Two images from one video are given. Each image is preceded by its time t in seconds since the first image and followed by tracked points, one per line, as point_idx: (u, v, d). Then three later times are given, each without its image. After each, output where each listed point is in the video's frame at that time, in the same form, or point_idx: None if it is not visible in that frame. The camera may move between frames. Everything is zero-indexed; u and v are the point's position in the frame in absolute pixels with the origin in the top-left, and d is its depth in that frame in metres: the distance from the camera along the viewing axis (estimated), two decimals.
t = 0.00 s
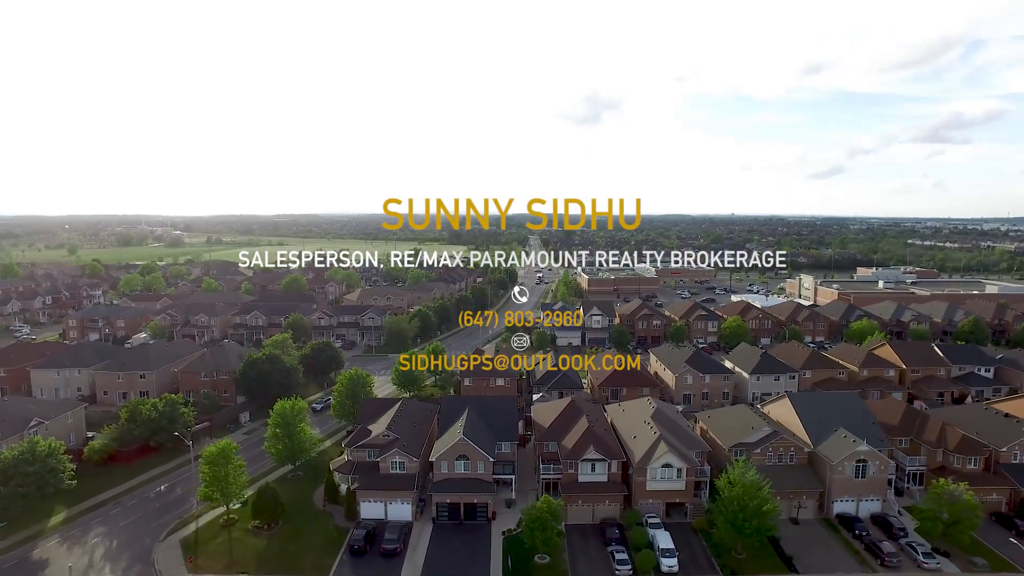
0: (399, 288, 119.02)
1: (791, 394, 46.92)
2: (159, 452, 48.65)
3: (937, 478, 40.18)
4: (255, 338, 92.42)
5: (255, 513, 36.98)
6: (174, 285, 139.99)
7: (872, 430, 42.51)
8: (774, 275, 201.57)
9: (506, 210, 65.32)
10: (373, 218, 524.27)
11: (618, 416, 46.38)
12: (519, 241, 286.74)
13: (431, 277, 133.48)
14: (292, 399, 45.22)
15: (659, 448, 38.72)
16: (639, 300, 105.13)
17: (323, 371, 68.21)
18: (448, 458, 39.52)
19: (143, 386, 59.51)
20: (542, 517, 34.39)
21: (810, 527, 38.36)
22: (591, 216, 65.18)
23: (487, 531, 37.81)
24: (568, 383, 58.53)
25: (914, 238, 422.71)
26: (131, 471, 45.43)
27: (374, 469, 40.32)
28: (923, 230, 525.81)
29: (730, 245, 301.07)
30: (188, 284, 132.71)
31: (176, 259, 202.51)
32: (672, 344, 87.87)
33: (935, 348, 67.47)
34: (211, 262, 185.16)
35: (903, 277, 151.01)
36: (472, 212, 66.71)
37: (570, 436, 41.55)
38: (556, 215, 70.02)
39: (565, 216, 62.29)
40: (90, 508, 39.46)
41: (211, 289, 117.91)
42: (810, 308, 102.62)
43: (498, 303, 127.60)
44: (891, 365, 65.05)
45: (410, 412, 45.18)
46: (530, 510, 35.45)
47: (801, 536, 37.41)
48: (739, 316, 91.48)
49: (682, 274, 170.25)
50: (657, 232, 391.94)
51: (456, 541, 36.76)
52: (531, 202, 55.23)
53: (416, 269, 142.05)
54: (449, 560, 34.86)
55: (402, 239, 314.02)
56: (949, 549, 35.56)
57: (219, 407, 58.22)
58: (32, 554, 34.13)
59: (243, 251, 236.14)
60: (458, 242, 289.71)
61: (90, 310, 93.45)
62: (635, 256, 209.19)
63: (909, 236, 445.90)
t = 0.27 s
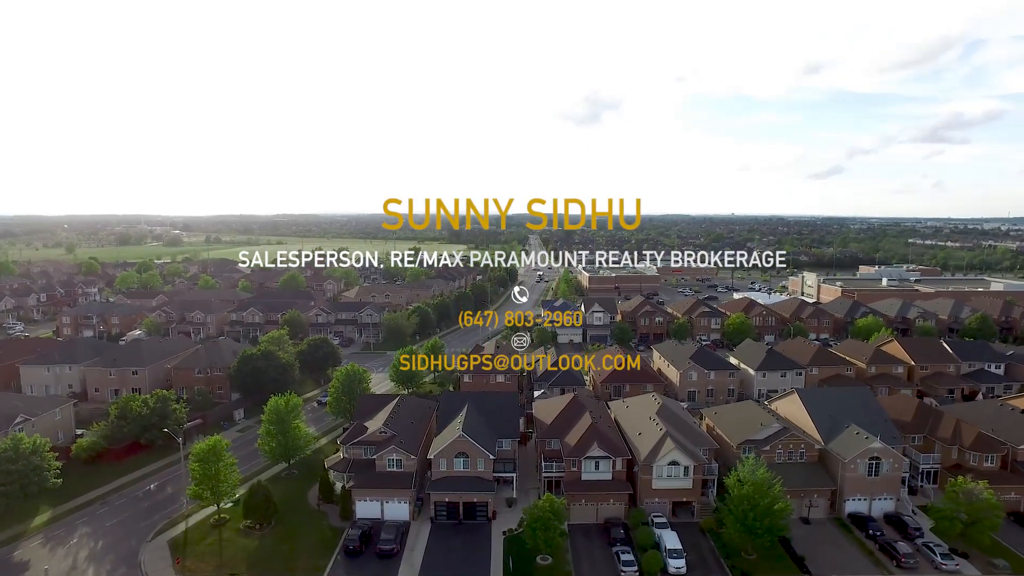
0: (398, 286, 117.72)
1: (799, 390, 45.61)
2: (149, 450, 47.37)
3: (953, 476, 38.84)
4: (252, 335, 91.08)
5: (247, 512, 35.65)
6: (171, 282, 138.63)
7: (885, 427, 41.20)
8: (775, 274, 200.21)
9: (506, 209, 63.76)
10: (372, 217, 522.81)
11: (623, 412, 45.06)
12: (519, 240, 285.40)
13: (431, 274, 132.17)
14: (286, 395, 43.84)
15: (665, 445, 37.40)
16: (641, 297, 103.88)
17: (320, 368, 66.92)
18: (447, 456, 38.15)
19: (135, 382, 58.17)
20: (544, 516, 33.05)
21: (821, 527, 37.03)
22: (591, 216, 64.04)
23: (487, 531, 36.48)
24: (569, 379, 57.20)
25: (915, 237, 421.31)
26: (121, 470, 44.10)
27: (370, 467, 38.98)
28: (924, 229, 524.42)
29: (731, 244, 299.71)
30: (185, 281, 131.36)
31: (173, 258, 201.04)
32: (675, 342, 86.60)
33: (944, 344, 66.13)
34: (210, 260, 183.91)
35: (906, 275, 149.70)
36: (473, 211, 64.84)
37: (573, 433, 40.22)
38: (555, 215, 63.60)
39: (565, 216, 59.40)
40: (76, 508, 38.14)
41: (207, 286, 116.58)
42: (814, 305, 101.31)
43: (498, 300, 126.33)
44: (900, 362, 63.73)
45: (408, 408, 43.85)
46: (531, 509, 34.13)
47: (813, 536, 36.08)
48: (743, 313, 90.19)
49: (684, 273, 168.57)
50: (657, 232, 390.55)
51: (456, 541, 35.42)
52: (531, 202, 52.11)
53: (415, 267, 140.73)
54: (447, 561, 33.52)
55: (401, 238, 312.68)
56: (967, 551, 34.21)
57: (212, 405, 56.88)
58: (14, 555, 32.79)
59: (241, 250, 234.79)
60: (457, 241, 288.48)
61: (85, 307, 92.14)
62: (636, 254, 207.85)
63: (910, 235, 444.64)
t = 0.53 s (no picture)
0: (397, 283, 116.52)
1: (809, 385, 44.29)
2: (140, 448, 46.02)
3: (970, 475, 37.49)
4: (248, 332, 89.80)
5: (238, 511, 34.32)
6: (168, 280, 137.41)
7: (898, 423, 39.89)
8: (777, 272, 198.95)
9: (507, 208, 63.51)
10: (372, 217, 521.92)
11: (627, 409, 43.74)
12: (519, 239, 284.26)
13: (430, 272, 130.94)
14: (280, 391, 42.47)
15: (672, 442, 36.07)
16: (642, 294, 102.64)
17: (316, 365, 65.68)
18: (446, 453, 36.80)
19: (127, 379, 56.86)
20: (547, 516, 31.70)
21: (834, 527, 35.71)
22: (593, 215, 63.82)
23: (488, 531, 35.15)
24: (571, 376, 55.99)
25: (916, 237, 420.14)
26: (109, 468, 42.78)
27: (366, 464, 37.64)
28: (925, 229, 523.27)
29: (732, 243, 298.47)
30: (182, 279, 130.08)
31: (170, 256, 199.73)
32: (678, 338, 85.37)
33: (953, 340, 64.83)
34: (207, 258, 182.67)
35: (910, 273, 148.57)
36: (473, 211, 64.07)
37: (576, 430, 38.88)
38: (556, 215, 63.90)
39: (565, 216, 58.13)
40: (62, 507, 36.82)
41: (204, 284, 115.28)
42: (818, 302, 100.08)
43: (498, 298, 125.14)
44: (909, 358, 62.46)
45: (405, 404, 42.52)
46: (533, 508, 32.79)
47: (825, 536, 34.75)
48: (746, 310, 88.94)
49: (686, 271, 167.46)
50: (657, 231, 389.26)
51: (455, 542, 34.12)
52: (531, 202, 51.17)
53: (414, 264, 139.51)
54: (446, 563, 32.20)
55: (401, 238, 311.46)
56: (988, 552, 32.84)
57: (206, 402, 55.58)
58: None
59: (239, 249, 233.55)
60: (457, 239, 287.33)
61: (79, 303, 90.87)
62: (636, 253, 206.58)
63: (911, 234, 443.42)
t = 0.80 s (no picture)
0: (396, 280, 115.22)
1: (818, 381, 42.98)
2: (129, 446, 44.66)
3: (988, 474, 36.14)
4: (244, 329, 88.49)
5: (228, 510, 33.02)
6: (164, 277, 136.01)
7: (911, 419, 38.56)
8: (779, 270, 197.64)
9: (507, 209, 63.45)
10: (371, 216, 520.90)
11: (631, 405, 42.43)
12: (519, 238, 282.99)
13: (430, 269, 129.75)
14: (273, 386, 41.03)
15: (679, 438, 34.73)
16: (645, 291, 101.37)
17: (313, 361, 64.42)
18: (445, 450, 35.48)
19: (118, 375, 55.54)
20: (550, 515, 30.36)
21: (847, 527, 34.37)
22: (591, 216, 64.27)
23: (488, 531, 33.82)
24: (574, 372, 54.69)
25: (917, 236, 418.65)
26: (97, 466, 41.43)
27: (362, 462, 36.30)
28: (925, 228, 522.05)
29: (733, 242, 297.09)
30: (178, 276, 128.76)
31: (167, 255, 198.35)
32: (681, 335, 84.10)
33: (962, 336, 63.51)
34: (205, 256, 181.36)
35: (914, 271, 147.30)
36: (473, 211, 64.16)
37: (580, 426, 37.55)
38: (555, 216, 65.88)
39: (565, 216, 59.81)
40: (46, 507, 35.48)
41: (201, 281, 114.03)
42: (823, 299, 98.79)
43: (498, 295, 123.87)
44: (918, 354, 61.14)
45: (403, 400, 41.21)
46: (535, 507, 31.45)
47: (839, 536, 33.41)
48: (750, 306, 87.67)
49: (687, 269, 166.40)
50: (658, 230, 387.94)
51: (454, 542, 32.79)
52: (531, 202, 49.78)
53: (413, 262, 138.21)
54: (445, 564, 30.87)
55: (400, 237, 310.04)
56: (1009, 554, 31.47)
57: (199, 399, 54.27)
58: None
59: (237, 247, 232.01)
60: (457, 238, 286.01)
61: (73, 300, 89.57)
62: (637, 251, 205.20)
63: (912, 233, 444.28)
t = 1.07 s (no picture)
0: (395, 277, 113.94)
1: (828, 376, 41.65)
2: (118, 443, 43.34)
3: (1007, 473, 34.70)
4: (241, 326, 87.18)
5: (219, 509, 31.69)
6: (161, 275, 134.60)
7: (926, 416, 37.24)
8: (781, 268, 196.33)
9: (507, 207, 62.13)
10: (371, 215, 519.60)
11: (636, 401, 41.13)
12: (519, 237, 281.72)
13: (429, 267, 128.42)
14: (267, 381, 39.59)
15: (687, 435, 33.43)
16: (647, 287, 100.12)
17: (309, 357, 63.14)
18: (443, 447, 34.17)
19: (109, 371, 54.22)
20: (553, 514, 29.02)
21: (862, 527, 33.07)
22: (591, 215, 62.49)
23: (489, 531, 32.50)
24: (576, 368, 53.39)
25: (918, 235, 417.34)
26: (84, 464, 40.10)
27: (358, 459, 34.98)
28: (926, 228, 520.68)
29: (734, 241, 295.74)
30: (175, 273, 127.36)
31: (164, 252, 196.76)
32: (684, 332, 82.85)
33: (972, 332, 62.18)
34: (203, 254, 180.04)
35: (918, 268, 145.92)
36: (474, 211, 63.86)
37: (583, 422, 36.24)
38: (556, 216, 66.08)
39: (565, 217, 57.24)
40: (28, 507, 34.13)
41: (197, 278, 112.71)
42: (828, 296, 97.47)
43: (498, 293, 122.55)
44: (927, 350, 59.83)
45: (400, 396, 39.89)
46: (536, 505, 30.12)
47: (853, 536, 32.11)
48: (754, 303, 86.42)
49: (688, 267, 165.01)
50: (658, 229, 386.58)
51: (453, 543, 31.44)
52: (531, 203, 47.92)
53: (413, 260, 136.91)
54: (443, 565, 29.55)
55: (400, 236, 308.73)
56: None
57: (192, 395, 52.95)
58: None
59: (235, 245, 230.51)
60: (456, 236, 284.79)
61: (66, 296, 88.23)
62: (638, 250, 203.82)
63: (913, 233, 443.02)
